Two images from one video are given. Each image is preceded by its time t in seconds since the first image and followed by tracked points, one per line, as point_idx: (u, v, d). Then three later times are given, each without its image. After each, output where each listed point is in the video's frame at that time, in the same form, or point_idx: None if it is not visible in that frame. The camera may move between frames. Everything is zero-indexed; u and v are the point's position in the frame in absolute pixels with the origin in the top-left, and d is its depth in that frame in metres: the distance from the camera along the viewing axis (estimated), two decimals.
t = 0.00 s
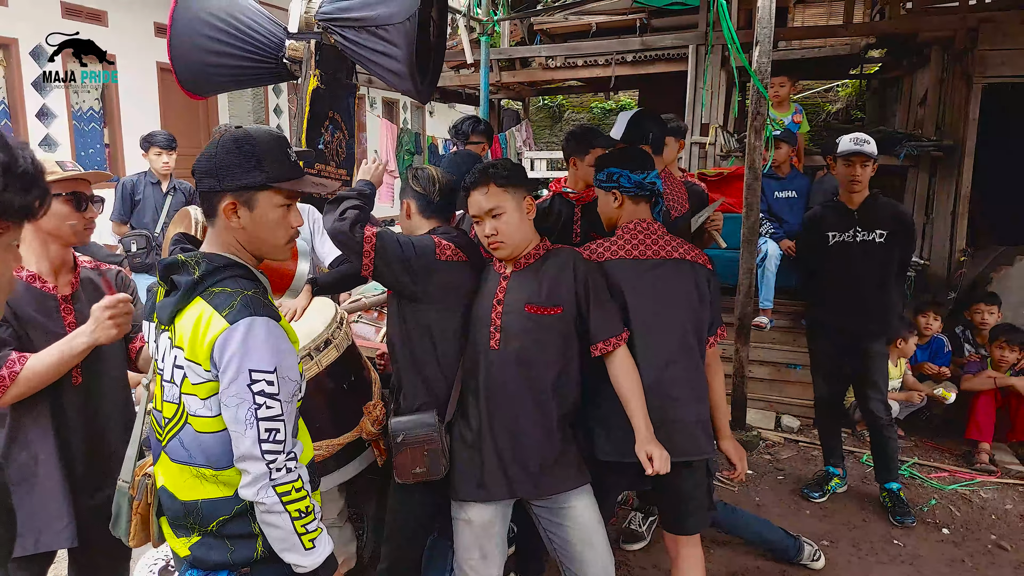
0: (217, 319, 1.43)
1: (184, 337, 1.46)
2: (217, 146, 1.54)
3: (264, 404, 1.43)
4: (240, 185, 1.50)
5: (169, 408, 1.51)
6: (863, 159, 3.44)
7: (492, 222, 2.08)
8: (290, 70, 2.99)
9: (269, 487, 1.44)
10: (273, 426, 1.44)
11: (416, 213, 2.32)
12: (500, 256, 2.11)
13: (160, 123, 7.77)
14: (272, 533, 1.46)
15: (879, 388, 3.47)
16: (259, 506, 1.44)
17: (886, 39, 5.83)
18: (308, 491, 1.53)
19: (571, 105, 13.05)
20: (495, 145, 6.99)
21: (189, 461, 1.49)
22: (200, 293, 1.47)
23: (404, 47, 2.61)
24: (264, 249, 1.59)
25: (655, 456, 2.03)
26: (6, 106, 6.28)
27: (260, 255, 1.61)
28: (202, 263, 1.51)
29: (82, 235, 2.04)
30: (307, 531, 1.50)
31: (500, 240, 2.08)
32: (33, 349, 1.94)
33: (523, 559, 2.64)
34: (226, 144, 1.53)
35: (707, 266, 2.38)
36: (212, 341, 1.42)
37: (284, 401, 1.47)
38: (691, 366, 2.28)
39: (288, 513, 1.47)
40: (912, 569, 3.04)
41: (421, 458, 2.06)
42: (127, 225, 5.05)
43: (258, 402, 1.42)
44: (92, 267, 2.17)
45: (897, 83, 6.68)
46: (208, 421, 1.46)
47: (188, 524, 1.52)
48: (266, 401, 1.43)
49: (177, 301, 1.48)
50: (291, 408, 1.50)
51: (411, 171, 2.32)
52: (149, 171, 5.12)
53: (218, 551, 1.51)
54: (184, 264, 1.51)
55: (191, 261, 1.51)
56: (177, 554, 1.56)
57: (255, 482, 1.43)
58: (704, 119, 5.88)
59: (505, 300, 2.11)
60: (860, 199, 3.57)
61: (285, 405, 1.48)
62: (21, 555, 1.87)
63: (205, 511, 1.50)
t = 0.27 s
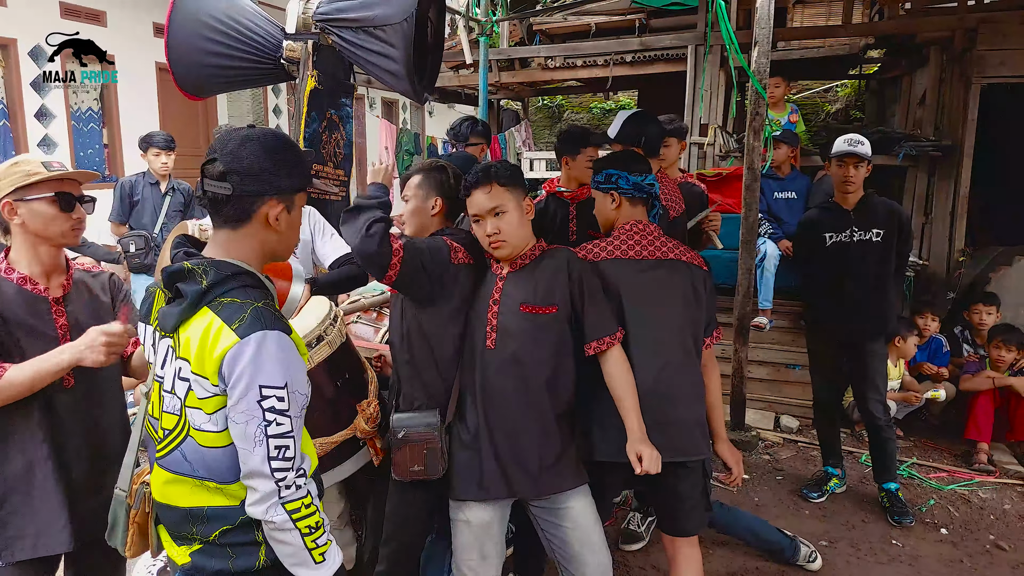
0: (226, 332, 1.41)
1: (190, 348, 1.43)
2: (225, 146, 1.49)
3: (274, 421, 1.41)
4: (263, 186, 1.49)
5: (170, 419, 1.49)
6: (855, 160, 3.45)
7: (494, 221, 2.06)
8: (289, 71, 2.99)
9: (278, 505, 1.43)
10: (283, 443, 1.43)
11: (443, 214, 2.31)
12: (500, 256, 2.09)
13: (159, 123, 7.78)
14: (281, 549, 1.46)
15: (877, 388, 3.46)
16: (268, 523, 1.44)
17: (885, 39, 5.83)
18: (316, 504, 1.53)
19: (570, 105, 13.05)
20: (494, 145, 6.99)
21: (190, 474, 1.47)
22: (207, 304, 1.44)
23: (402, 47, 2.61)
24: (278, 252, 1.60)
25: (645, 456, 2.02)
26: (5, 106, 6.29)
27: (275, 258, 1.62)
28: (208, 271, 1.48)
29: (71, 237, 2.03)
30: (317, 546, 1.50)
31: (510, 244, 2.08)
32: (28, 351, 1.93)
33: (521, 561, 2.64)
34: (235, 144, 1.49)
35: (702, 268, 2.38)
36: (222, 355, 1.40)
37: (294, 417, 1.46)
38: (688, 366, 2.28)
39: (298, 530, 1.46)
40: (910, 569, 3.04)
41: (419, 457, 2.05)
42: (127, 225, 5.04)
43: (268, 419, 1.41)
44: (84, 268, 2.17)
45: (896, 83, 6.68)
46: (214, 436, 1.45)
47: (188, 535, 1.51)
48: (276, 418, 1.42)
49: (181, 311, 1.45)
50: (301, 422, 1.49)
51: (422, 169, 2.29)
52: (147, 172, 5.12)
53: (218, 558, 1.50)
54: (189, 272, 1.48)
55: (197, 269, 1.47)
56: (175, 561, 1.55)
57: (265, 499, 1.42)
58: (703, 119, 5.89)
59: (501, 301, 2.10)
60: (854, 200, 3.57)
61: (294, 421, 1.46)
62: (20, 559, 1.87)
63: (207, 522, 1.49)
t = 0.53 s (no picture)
0: (252, 342, 1.39)
1: (212, 359, 1.40)
2: (237, 147, 1.45)
3: (301, 433, 1.41)
4: (282, 188, 1.47)
5: (179, 435, 1.45)
6: (852, 161, 3.45)
7: (506, 218, 2.06)
8: (287, 73, 2.99)
9: (303, 517, 1.42)
10: (308, 454, 1.42)
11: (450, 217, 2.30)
12: (508, 253, 2.09)
13: (159, 124, 7.78)
14: (301, 565, 1.44)
15: (877, 387, 3.46)
16: (290, 537, 1.42)
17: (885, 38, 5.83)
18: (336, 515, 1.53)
19: (570, 105, 13.06)
20: (494, 145, 6.99)
21: (202, 489, 1.44)
22: (227, 314, 1.42)
23: (399, 48, 2.62)
24: (282, 256, 1.58)
25: (640, 456, 2.02)
26: (5, 107, 6.29)
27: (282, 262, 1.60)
28: (225, 279, 1.45)
29: (46, 240, 2.03)
30: (336, 562, 1.47)
31: (524, 242, 2.09)
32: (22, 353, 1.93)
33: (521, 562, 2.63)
34: (250, 144, 1.46)
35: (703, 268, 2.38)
36: (248, 366, 1.38)
37: (319, 427, 1.45)
38: (687, 367, 2.28)
39: (320, 544, 1.45)
40: (911, 570, 3.04)
41: (417, 457, 2.06)
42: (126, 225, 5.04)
43: (295, 431, 1.40)
44: (65, 272, 2.19)
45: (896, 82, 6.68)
46: (233, 449, 1.42)
47: (196, 553, 1.48)
48: (302, 430, 1.41)
49: (198, 322, 1.41)
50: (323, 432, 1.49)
51: (426, 169, 2.29)
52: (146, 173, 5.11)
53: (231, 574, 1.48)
54: (204, 280, 1.43)
55: (213, 277, 1.44)
56: None
57: (291, 512, 1.41)
58: (703, 119, 5.88)
59: (501, 302, 2.10)
60: (853, 201, 3.57)
61: (318, 431, 1.46)
62: (19, 562, 1.87)
63: (218, 537, 1.47)
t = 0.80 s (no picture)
0: (272, 338, 1.40)
1: (231, 358, 1.39)
2: (226, 147, 1.44)
3: (327, 424, 1.44)
4: (273, 185, 1.47)
5: (189, 441, 1.43)
6: (855, 162, 3.47)
7: (516, 216, 2.05)
8: (289, 73, 3.00)
9: (332, 510, 1.45)
10: (334, 446, 1.46)
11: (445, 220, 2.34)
12: (516, 251, 2.08)
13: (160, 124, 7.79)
14: (329, 559, 1.46)
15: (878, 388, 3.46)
16: (320, 531, 1.44)
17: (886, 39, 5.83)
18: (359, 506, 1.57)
19: (571, 105, 13.05)
20: (495, 145, 6.99)
21: (210, 497, 1.43)
22: (242, 313, 1.42)
23: (400, 49, 2.62)
24: (277, 254, 1.58)
25: (636, 455, 2.02)
26: (6, 106, 6.30)
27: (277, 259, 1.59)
28: (235, 278, 1.44)
29: (9, 244, 2.10)
30: (364, 550, 1.50)
31: (532, 242, 2.09)
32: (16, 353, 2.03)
33: (522, 562, 2.64)
34: (240, 143, 1.45)
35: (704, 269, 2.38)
36: (271, 363, 1.39)
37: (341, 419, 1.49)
38: (689, 368, 2.28)
39: (349, 535, 1.47)
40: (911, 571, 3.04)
41: (423, 460, 2.06)
42: (126, 226, 5.06)
43: (322, 422, 1.43)
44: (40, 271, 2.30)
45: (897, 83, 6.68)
46: (250, 450, 1.43)
47: (199, 564, 1.48)
48: (327, 422, 1.44)
49: (212, 323, 1.39)
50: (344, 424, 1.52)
51: (420, 172, 2.30)
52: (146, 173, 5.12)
53: None
54: (214, 280, 1.42)
55: (224, 276, 1.43)
56: None
57: (321, 505, 1.44)
58: (704, 120, 5.88)
59: (503, 303, 2.11)
60: (857, 202, 3.58)
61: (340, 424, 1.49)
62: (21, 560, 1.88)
63: (220, 548, 1.47)
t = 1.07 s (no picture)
0: (264, 330, 1.41)
1: (226, 353, 1.40)
2: (203, 148, 1.43)
3: (325, 410, 1.45)
4: (253, 181, 1.46)
5: (189, 438, 1.43)
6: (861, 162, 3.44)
7: (517, 214, 2.05)
8: (288, 73, 3.00)
9: (338, 494, 1.46)
10: (334, 431, 1.47)
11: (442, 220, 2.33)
12: (518, 249, 2.08)
13: (160, 124, 7.78)
14: (341, 541, 1.47)
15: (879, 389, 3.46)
16: (329, 516, 1.45)
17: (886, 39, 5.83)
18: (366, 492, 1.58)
19: (571, 105, 13.05)
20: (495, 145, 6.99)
21: (211, 493, 1.43)
22: (233, 307, 1.43)
23: (399, 49, 2.62)
24: (262, 250, 1.58)
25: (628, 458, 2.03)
26: (7, 106, 6.30)
27: (264, 256, 1.58)
28: (223, 274, 1.44)
29: (10, 244, 2.06)
30: (373, 528, 1.52)
31: (532, 241, 2.08)
32: None
33: (522, 562, 2.64)
34: (217, 142, 1.44)
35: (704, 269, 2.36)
36: (264, 354, 1.40)
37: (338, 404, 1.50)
38: (688, 368, 2.28)
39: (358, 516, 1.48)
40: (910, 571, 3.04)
41: (425, 463, 2.06)
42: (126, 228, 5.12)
43: (320, 408, 1.44)
44: (29, 273, 2.22)
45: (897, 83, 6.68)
46: (249, 442, 1.43)
47: (201, 560, 1.48)
48: (325, 408, 1.45)
49: (205, 320, 1.40)
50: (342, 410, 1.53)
51: (416, 173, 2.31)
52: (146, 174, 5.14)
53: None
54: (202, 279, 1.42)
55: (211, 273, 1.43)
56: None
57: (327, 491, 1.44)
58: (704, 119, 5.88)
59: (506, 301, 2.11)
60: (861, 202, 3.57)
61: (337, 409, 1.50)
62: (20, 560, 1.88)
63: (222, 546, 1.47)
